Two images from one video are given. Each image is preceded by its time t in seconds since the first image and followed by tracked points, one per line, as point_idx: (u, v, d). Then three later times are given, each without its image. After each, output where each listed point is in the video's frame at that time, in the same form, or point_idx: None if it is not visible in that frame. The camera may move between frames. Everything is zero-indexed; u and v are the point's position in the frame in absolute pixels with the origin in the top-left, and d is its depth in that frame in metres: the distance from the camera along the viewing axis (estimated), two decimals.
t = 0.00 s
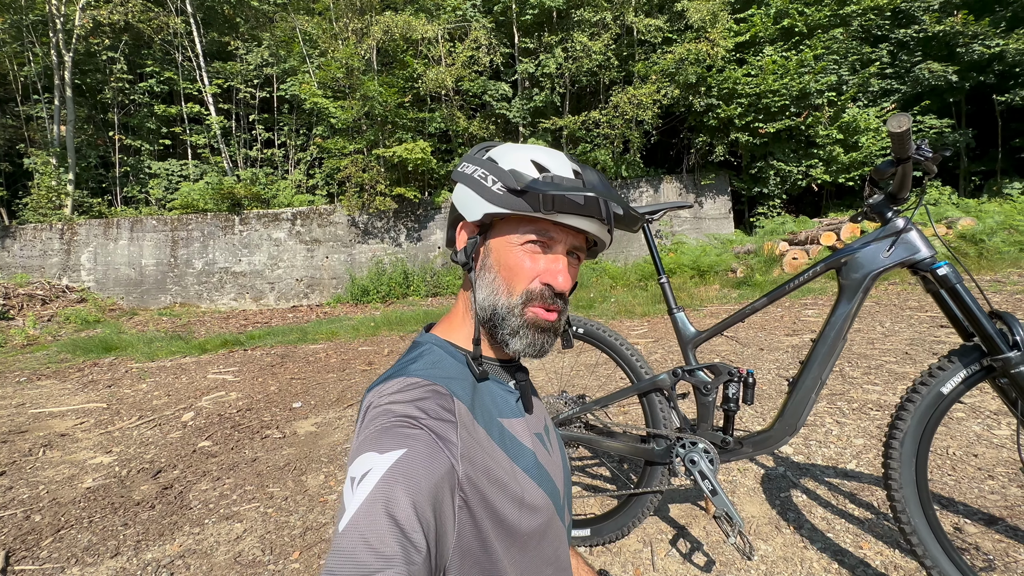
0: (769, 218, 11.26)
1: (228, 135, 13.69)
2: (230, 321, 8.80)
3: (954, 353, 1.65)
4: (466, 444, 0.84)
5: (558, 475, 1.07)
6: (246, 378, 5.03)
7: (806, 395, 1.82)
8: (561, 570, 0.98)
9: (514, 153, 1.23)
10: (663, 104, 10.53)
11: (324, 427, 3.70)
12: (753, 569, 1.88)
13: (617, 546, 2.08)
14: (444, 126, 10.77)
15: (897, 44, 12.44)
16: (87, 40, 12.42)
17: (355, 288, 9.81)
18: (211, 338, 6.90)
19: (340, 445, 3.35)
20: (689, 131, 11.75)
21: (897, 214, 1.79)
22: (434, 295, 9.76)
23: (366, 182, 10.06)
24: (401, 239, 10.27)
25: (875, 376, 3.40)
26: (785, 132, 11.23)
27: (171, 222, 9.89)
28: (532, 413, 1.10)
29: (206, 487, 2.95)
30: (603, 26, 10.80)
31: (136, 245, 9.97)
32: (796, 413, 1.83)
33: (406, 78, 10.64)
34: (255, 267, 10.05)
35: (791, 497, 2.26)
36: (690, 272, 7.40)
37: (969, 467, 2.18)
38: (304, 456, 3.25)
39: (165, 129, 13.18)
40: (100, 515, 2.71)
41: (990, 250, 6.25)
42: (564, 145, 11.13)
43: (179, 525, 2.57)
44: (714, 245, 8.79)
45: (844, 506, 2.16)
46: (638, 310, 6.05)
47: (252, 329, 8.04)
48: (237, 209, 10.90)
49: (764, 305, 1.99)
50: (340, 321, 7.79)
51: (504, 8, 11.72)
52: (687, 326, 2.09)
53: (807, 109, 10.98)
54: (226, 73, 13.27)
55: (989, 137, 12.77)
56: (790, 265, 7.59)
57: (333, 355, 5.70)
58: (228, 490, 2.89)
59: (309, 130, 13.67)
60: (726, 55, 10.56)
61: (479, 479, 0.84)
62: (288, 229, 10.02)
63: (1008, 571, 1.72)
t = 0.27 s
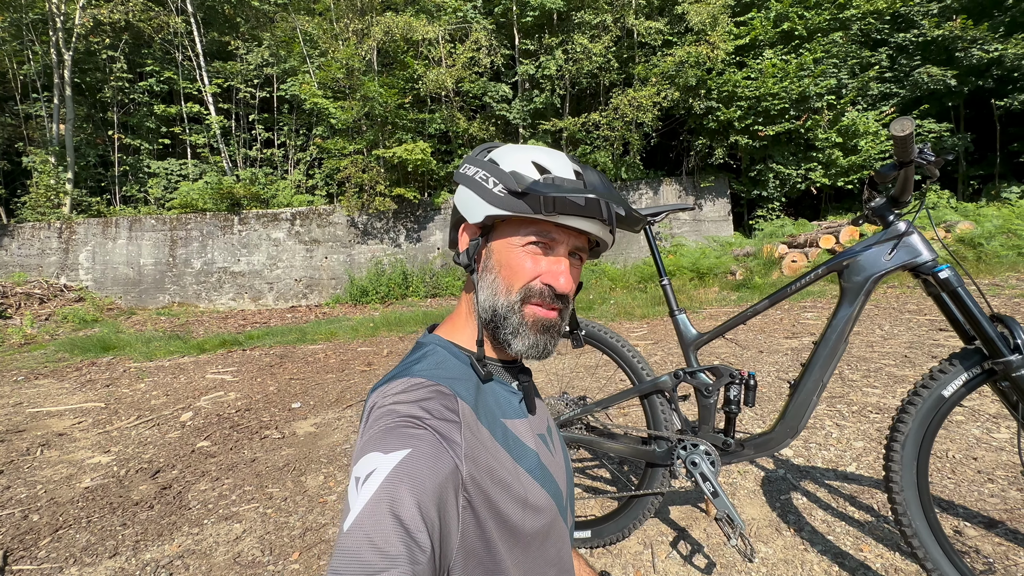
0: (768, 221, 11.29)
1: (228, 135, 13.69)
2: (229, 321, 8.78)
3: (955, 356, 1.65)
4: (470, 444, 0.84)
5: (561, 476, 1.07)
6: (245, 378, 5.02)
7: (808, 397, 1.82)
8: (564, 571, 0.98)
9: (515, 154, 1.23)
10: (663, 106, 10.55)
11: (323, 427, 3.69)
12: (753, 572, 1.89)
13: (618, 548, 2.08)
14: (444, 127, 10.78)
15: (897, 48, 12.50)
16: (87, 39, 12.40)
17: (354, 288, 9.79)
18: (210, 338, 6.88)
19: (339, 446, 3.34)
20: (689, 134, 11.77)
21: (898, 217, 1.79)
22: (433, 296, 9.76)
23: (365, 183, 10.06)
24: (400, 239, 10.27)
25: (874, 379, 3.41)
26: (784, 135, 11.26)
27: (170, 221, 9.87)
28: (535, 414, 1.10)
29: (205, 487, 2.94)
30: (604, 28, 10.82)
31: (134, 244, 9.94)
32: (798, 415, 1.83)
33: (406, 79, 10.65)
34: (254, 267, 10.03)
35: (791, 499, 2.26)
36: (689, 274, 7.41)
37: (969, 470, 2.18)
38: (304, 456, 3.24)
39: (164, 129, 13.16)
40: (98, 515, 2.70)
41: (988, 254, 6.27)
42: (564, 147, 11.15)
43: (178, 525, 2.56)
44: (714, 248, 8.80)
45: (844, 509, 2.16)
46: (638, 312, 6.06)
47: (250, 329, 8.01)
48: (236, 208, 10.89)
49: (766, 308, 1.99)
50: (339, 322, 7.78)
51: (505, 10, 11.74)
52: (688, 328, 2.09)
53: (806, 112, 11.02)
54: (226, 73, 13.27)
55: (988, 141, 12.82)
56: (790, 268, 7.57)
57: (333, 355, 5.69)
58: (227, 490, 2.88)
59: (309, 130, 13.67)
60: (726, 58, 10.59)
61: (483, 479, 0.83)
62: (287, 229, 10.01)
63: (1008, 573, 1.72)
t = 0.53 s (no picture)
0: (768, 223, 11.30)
1: (228, 135, 13.69)
2: (229, 321, 8.77)
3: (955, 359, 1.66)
4: (470, 445, 0.84)
5: (560, 477, 1.07)
6: (244, 378, 5.01)
7: (808, 399, 1.82)
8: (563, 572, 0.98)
9: (512, 156, 1.22)
10: (663, 108, 10.56)
11: (323, 427, 3.69)
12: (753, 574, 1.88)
13: (618, 550, 2.07)
14: (445, 128, 10.79)
15: (896, 51, 12.54)
16: (88, 38, 12.41)
17: (353, 289, 9.79)
18: (209, 338, 6.87)
19: (339, 446, 3.34)
20: (689, 136, 11.78)
21: (900, 220, 1.79)
22: (433, 297, 9.75)
23: (366, 184, 10.06)
24: (400, 240, 10.27)
25: (874, 381, 3.41)
26: (784, 137, 11.28)
27: (170, 221, 9.87)
28: (534, 415, 1.10)
29: (205, 487, 2.93)
30: (604, 30, 10.85)
31: (134, 244, 9.94)
32: (798, 417, 1.83)
33: (407, 80, 10.68)
34: (254, 267, 10.02)
35: (791, 502, 2.26)
36: (689, 276, 7.42)
37: (969, 473, 2.18)
38: (304, 457, 3.23)
39: (164, 128, 13.17)
40: (98, 515, 2.69)
41: (988, 257, 6.28)
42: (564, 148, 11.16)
43: (177, 526, 2.55)
44: (714, 250, 8.81)
45: (844, 511, 2.16)
46: (637, 313, 6.06)
47: (250, 329, 8.00)
48: (236, 208, 10.89)
49: (766, 310, 1.98)
50: (338, 322, 7.78)
51: (506, 11, 11.77)
52: (689, 330, 2.09)
53: (806, 115, 11.05)
54: (227, 73, 13.28)
55: (987, 144, 12.85)
56: (790, 270, 7.50)
57: (332, 356, 5.69)
58: (226, 490, 2.88)
59: (309, 131, 13.68)
60: (727, 60, 10.62)
61: (483, 481, 0.83)
62: (287, 229, 10.01)
63: None
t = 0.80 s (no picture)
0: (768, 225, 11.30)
1: (229, 135, 13.70)
2: (228, 321, 8.77)
3: (955, 361, 1.65)
4: (465, 446, 0.83)
5: (556, 478, 1.07)
6: (243, 378, 5.01)
7: (807, 401, 1.82)
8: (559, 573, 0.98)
9: (507, 156, 1.22)
10: (663, 110, 10.56)
11: (322, 428, 3.69)
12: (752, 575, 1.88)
13: (617, 551, 2.07)
14: (445, 129, 10.80)
15: (897, 53, 12.55)
16: (89, 38, 12.43)
17: (353, 289, 9.79)
18: (208, 338, 6.86)
19: (337, 446, 3.34)
20: (690, 137, 11.77)
21: (900, 222, 1.79)
22: (433, 297, 9.75)
23: (366, 184, 10.07)
24: (400, 241, 10.27)
25: (873, 383, 3.40)
26: (785, 139, 11.28)
27: (171, 221, 9.88)
28: (530, 415, 1.10)
29: (203, 487, 2.93)
30: (605, 31, 10.86)
31: (135, 244, 9.94)
32: (797, 419, 1.83)
33: (408, 81, 10.72)
34: (254, 267, 10.02)
35: (790, 503, 2.26)
36: (689, 277, 7.41)
37: (969, 476, 2.18)
38: (302, 457, 3.23)
39: (165, 128, 13.18)
40: (96, 514, 2.69)
41: (988, 259, 6.28)
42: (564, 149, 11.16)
43: (175, 526, 2.55)
44: (714, 251, 8.80)
45: (844, 513, 2.16)
46: (637, 315, 6.06)
47: (250, 329, 8.01)
48: (237, 208, 10.90)
49: (766, 311, 1.98)
50: (338, 322, 7.78)
51: (507, 13, 11.79)
52: (689, 331, 2.09)
53: (807, 117, 11.07)
54: (229, 73, 13.31)
55: (988, 147, 12.85)
56: (790, 272, 7.54)
57: (331, 356, 5.68)
58: (224, 490, 2.88)
59: (310, 131, 13.69)
60: (727, 62, 10.64)
61: (478, 481, 0.82)
62: (287, 229, 10.01)
63: None
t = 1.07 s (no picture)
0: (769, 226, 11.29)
1: (230, 135, 13.72)
2: (229, 321, 8.77)
3: (955, 364, 1.65)
4: (458, 450, 0.82)
5: (551, 480, 1.06)
6: (243, 378, 5.01)
7: (807, 403, 1.82)
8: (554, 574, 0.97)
9: (544, 159, 1.14)
10: (664, 111, 10.56)
11: (322, 428, 3.69)
12: None
13: (617, 553, 2.07)
14: (446, 130, 10.82)
15: (898, 55, 12.57)
16: (91, 38, 12.46)
17: (354, 290, 9.80)
18: (209, 338, 6.87)
19: (337, 447, 3.34)
20: (691, 138, 11.77)
21: (900, 224, 1.78)
22: (434, 298, 9.75)
23: (367, 184, 10.08)
24: (401, 241, 10.27)
25: (874, 386, 3.40)
26: (786, 140, 11.28)
27: (172, 221, 9.90)
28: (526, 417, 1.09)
29: (203, 487, 2.93)
30: (606, 33, 10.86)
31: (136, 244, 9.96)
32: (797, 421, 1.82)
33: (409, 82, 10.76)
34: (255, 267, 10.04)
35: (791, 506, 2.25)
36: (690, 278, 7.41)
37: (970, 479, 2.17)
38: (302, 457, 3.23)
39: (167, 128, 13.22)
40: (96, 514, 2.69)
41: (989, 262, 6.27)
42: (565, 151, 11.17)
43: (175, 526, 2.55)
44: (715, 252, 8.80)
45: (844, 516, 2.15)
46: (637, 316, 6.06)
47: (250, 329, 8.03)
48: (238, 209, 10.93)
49: (766, 313, 1.97)
50: (339, 323, 7.79)
51: (508, 14, 11.82)
52: (689, 333, 2.09)
53: (808, 118, 11.08)
54: (230, 74, 13.34)
55: (989, 149, 12.85)
56: (790, 273, 7.53)
57: (332, 356, 5.69)
58: (224, 490, 2.88)
59: (311, 132, 13.71)
60: (728, 63, 10.65)
61: (471, 485, 0.81)
62: (288, 230, 10.03)
63: None
